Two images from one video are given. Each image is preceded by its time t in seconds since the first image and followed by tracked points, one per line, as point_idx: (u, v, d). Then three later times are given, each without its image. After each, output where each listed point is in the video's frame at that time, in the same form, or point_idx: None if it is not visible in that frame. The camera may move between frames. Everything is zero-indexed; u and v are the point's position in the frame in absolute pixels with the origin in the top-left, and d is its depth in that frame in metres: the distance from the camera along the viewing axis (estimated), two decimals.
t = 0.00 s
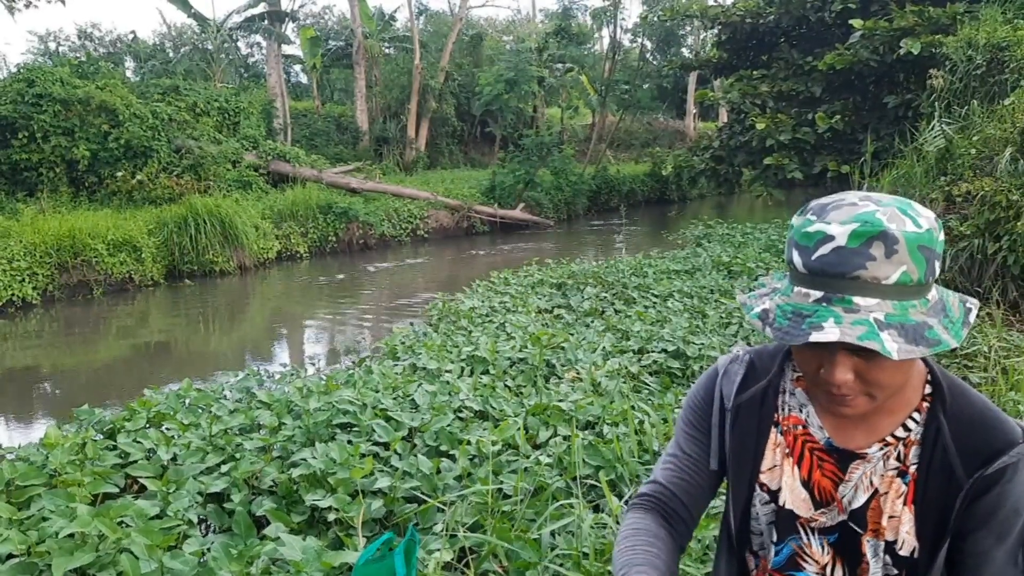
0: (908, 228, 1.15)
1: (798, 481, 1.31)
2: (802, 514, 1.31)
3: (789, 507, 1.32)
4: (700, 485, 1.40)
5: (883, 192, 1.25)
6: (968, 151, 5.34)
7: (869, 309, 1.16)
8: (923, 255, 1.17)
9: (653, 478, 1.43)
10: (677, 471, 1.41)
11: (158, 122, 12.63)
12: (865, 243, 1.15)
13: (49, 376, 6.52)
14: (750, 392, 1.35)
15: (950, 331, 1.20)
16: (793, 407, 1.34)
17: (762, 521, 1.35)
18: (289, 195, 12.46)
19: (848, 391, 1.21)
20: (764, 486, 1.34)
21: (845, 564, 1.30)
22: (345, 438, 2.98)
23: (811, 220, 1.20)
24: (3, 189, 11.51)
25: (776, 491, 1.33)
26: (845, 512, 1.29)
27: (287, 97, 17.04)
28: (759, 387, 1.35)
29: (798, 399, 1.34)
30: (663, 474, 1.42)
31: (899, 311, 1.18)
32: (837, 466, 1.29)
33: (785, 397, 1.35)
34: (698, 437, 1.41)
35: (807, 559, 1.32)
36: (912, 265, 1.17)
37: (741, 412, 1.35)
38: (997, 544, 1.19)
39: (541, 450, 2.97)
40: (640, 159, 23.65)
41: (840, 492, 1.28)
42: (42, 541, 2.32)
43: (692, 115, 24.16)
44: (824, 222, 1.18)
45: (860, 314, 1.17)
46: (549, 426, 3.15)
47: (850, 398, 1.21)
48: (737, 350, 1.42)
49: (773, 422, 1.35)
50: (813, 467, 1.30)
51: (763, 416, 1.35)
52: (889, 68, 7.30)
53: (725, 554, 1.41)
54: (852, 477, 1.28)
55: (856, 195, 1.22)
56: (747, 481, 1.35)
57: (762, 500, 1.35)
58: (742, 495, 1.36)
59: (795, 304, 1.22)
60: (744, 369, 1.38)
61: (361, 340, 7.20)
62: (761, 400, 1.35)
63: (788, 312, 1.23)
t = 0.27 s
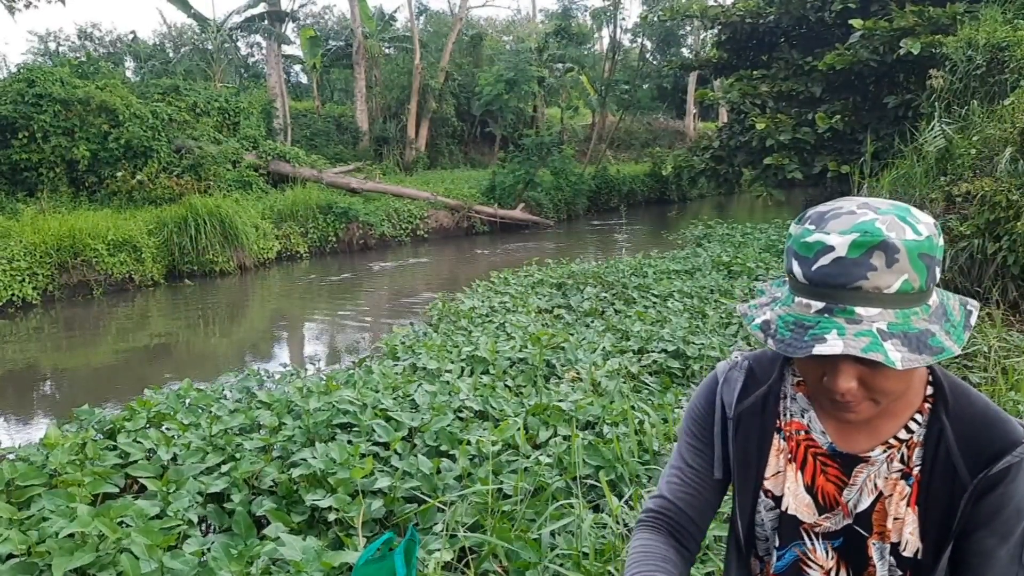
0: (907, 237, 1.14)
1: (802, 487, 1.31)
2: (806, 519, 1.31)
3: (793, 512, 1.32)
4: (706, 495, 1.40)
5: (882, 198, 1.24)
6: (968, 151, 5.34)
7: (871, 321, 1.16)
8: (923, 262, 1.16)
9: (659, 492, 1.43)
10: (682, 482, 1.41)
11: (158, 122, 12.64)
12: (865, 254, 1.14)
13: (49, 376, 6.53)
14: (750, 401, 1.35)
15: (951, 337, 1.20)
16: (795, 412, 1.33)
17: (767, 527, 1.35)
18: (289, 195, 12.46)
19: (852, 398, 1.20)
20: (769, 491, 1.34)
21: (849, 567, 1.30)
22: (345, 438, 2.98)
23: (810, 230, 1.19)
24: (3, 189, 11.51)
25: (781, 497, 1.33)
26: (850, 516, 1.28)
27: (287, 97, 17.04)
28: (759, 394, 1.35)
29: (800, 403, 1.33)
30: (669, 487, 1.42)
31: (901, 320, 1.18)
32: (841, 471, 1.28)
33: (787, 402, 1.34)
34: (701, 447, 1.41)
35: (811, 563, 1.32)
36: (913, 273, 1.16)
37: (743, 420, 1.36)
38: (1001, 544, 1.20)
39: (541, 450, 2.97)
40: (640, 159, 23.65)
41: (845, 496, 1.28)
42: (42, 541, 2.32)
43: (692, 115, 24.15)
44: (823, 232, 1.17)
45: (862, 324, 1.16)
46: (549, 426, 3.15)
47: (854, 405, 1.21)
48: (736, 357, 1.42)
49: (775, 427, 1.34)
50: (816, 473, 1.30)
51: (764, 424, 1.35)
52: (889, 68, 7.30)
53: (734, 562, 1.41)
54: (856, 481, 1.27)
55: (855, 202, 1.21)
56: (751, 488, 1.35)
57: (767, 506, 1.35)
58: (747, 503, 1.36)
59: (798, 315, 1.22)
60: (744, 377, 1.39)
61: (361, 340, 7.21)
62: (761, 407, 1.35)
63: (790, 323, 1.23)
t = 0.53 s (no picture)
0: (911, 239, 1.14)
1: (803, 487, 1.31)
2: (808, 520, 1.31)
3: (794, 513, 1.32)
4: (707, 494, 1.40)
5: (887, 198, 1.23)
6: (968, 151, 5.35)
7: (873, 323, 1.16)
8: (926, 264, 1.16)
9: (659, 489, 1.43)
10: (683, 480, 1.41)
11: (158, 122, 12.63)
12: (867, 256, 1.14)
13: (48, 376, 6.53)
14: (754, 399, 1.36)
15: (954, 339, 1.20)
16: (797, 413, 1.33)
17: (768, 527, 1.36)
18: (289, 195, 12.46)
19: (854, 400, 1.20)
20: (771, 491, 1.35)
21: (850, 568, 1.30)
22: (345, 438, 2.98)
23: (814, 230, 1.19)
24: (3, 189, 11.51)
25: (782, 497, 1.33)
26: (851, 517, 1.28)
27: (287, 97, 17.04)
28: (763, 392, 1.36)
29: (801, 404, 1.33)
30: (669, 485, 1.42)
31: (903, 322, 1.17)
32: (842, 471, 1.28)
33: (790, 402, 1.35)
34: (703, 445, 1.41)
35: (812, 564, 1.32)
36: (916, 275, 1.16)
37: (745, 419, 1.36)
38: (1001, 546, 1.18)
39: (541, 450, 2.97)
40: (640, 159, 23.65)
41: (846, 497, 1.28)
42: (41, 542, 2.32)
43: (692, 115, 24.15)
44: (826, 232, 1.17)
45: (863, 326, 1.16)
46: (549, 426, 3.15)
47: (856, 407, 1.21)
48: (739, 356, 1.42)
49: (778, 428, 1.34)
50: (817, 474, 1.30)
51: (767, 422, 1.35)
52: (890, 68, 7.30)
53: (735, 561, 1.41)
54: (858, 482, 1.27)
55: (859, 203, 1.21)
56: (753, 488, 1.36)
57: (768, 505, 1.35)
58: (748, 503, 1.36)
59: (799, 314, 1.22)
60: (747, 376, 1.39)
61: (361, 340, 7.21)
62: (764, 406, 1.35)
63: (792, 324, 1.23)
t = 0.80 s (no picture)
0: (905, 242, 1.13)
1: (802, 487, 1.31)
2: (806, 519, 1.31)
3: (793, 512, 1.33)
4: (704, 494, 1.40)
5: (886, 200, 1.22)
6: (968, 151, 5.35)
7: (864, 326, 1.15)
8: (920, 268, 1.15)
9: (659, 489, 1.44)
10: (681, 480, 1.42)
11: (158, 122, 12.63)
12: (862, 260, 1.13)
13: (48, 376, 6.52)
14: (752, 398, 1.35)
15: (950, 343, 1.19)
16: (795, 412, 1.33)
17: (767, 526, 1.36)
18: (289, 195, 12.46)
19: (848, 402, 1.20)
20: (768, 491, 1.35)
21: (849, 569, 1.30)
22: (344, 438, 2.98)
23: (813, 232, 1.18)
24: (3, 189, 11.50)
25: (780, 496, 1.34)
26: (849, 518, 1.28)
27: (287, 97, 17.05)
28: (761, 392, 1.35)
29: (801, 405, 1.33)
30: (669, 485, 1.43)
31: (896, 326, 1.17)
32: (840, 472, 1.28)
33: (789, 402, 1.34)
34: (701, 444, 1.42)
35: (811, 564, 1.32)
36: (909, 279, 1.15)
37: (744, 419, 1.36)
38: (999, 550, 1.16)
39: (541, 450, 2.97)
40: (640, 159, 23.65)
41: (845, 497, 1.28)
42: (41, 542, 2.32)
43: (692, 115, 24.15)
44: (820, 235, 1.17)
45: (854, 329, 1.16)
46: (549, 426, 3.15)
47: (851, 409, 1.20)
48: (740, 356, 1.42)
49: (776, 427, 1.35)
50: (815, 473, 1.30)
51: (766, 421, 1.35)
52: (890, 68, 7.29)
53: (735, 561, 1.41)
54: (856, 482, 1.27)
55: (855, 206, 1.21)
56: (751, 487, 1.36)
57: (766, 505, 1.36)
58: (747, 501, 1.37)
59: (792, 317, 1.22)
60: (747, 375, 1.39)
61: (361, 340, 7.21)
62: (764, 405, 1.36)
63: (785, 326, 1.23)
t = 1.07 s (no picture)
0: (894, 249, 1.13)
1: (800, 489, 1.31)
2: (805, 521, 1.32)
3: (792, 514, 1.33)
4: (700, 495, 1.41)
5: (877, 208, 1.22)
6: (969, 151, 5.34)
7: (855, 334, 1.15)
8: (910, 274, 1.15)
9: (656, 490, 1.44)
10: (679, 480, 1.42)
11: (158, 122, 12.63)
12: (853, 269, 1.13)
13: (48, 376, 6.52)
14: (750, 399, 1.35)
15: (943, 348, 1.19)
16: (792, 414, 1.33)
17: (765, 528, 1.36)
18: (289, 195, 12.46)
19: (842, 408, 1.20)
20: (766, 493, 1.35)
21: (849, 570, 1.30)
22: (344, 438, 2.98)
23: (805, 236, 1.18)
24: (3, 189, 11.50)
25: (778, 498, 1.34)
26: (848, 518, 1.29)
27: (287, 97, 17.05)
28: (758, 392, 1.35)
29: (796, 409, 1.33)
30: (666, 486, 1.43)
31: (887, 333, 1.16)
32: (838, 473, 1.28)
33: (786, 404, 1.34)
34: (699, 445, 1.42)
35: (811, 566, 1.33)
36: (900, 286, 1.15)
37: (741, 420, 1.36)
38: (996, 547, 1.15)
39: (541, 450, 2.97)
40: (640, 159, 23.65)
41: (843, 498, 1.29)
42: (41, 542, 2.32)
43: (692, 115, 24.15)
44: (811, 241, 1.17)
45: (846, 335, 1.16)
46: (549, 426, 3.15)
47: (845, 415, 1.21)
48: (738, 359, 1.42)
49: (774, 428, 1.35)
50: (813, 474, 1.30)
51: (763, 421, 1.35)
52: (890, 68, 7.29)
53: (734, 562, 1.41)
54: (854, 483, 1.28)
55: (845, 212, 1.21)
56: (750, 488, 1.36)
57: (765, 507, 1.36)
58: (745, 503, 1.36)
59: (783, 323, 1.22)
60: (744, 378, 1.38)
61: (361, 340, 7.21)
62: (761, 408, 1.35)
63: (777, 334, 1.23)
